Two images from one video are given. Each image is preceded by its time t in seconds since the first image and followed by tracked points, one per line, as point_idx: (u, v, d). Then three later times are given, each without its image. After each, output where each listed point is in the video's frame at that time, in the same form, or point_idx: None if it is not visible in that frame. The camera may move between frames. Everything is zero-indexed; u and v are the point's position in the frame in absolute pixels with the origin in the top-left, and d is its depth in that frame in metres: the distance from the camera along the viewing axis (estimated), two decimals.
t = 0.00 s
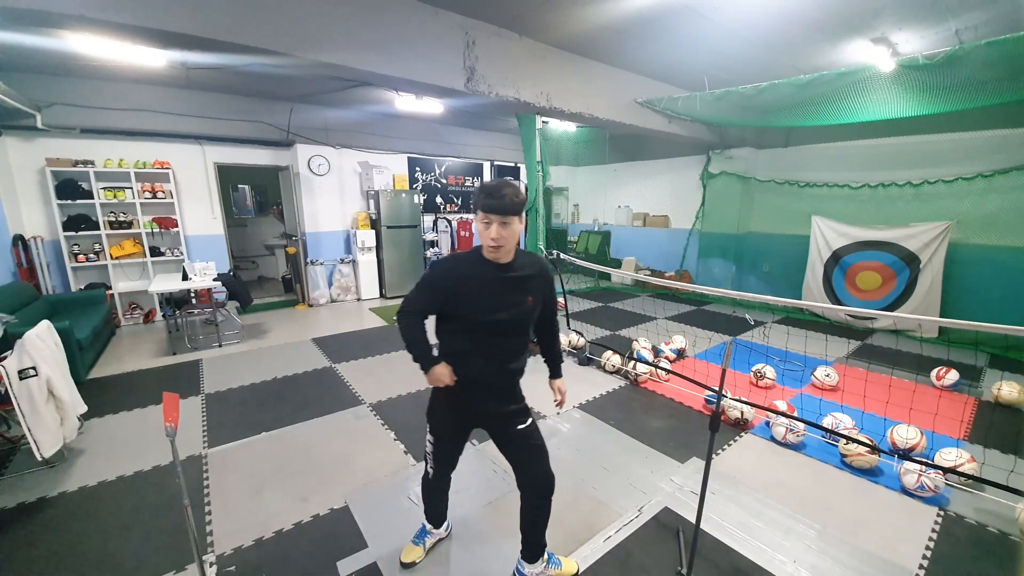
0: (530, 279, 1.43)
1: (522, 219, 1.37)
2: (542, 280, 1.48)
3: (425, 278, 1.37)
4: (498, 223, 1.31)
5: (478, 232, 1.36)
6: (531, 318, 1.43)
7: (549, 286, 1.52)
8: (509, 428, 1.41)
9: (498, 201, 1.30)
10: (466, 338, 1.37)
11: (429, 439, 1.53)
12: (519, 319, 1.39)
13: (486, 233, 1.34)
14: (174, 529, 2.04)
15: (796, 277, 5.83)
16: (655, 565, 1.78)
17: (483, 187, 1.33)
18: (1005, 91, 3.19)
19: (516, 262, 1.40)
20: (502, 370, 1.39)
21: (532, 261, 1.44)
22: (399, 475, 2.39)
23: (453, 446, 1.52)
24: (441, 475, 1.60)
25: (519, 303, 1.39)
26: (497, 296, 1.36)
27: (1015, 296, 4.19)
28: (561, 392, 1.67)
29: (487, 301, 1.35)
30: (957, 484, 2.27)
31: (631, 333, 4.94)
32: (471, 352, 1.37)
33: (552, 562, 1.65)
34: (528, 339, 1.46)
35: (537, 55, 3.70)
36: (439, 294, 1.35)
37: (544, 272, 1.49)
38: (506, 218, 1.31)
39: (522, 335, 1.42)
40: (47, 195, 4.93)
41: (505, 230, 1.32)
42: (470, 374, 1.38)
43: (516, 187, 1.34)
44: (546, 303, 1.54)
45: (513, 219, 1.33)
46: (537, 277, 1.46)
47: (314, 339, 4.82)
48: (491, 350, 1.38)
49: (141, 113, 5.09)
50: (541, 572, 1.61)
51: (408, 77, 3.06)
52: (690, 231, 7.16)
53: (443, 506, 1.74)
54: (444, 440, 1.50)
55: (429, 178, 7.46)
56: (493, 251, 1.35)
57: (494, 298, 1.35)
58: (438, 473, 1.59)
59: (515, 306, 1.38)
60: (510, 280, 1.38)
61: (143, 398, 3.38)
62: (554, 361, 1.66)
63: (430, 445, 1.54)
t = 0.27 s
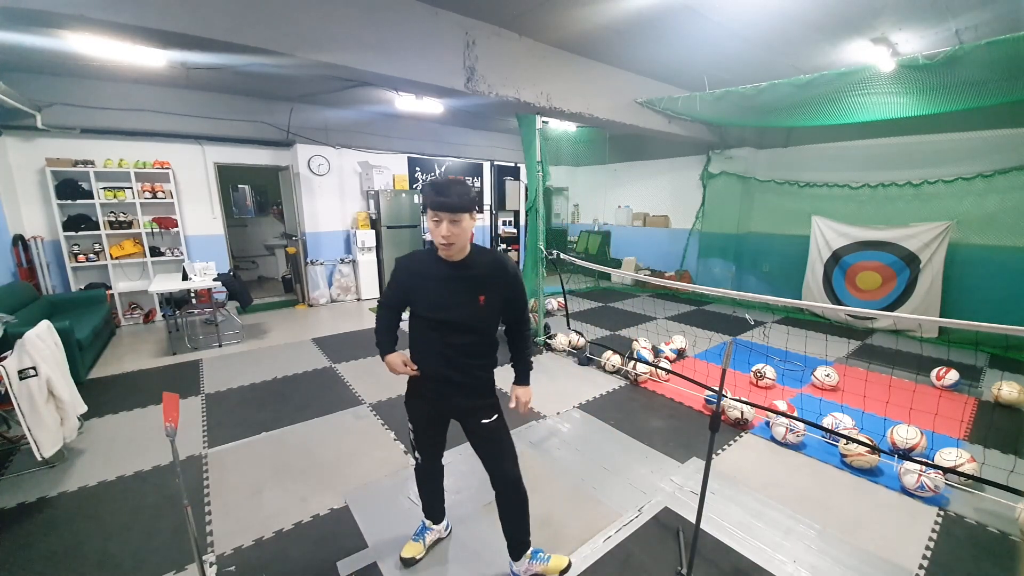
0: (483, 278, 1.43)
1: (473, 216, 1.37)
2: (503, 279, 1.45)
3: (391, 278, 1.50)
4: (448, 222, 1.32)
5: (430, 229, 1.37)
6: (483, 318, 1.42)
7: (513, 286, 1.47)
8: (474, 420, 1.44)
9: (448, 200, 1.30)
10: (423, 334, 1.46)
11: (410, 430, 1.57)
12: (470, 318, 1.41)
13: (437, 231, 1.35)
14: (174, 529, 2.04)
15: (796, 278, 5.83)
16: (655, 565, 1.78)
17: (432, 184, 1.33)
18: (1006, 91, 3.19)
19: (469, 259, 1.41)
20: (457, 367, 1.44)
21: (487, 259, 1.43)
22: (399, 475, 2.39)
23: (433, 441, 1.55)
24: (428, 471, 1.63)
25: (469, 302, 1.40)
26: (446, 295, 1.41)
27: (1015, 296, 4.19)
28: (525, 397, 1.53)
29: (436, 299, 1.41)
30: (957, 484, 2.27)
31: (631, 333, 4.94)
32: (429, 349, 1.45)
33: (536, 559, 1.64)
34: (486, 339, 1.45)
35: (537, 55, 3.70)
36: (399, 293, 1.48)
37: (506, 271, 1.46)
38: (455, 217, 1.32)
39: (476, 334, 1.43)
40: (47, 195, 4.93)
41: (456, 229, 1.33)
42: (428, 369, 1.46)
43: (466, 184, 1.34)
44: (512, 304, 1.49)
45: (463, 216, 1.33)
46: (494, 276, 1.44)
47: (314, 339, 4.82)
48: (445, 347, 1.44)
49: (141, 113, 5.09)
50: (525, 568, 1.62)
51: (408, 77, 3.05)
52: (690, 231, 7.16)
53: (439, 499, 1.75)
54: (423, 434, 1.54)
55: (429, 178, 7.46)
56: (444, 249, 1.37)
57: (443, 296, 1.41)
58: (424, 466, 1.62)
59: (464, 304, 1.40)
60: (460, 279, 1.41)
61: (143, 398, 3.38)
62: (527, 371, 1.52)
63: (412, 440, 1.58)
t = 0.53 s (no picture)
0: (467, 275, 1.40)
1: (454, 214, 1.37)
2: (488, 276, 1.42)
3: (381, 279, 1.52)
4: (430, 220, 1.31)
5: (411, 228, 1.36)
6: (466, 316, 1.39)
7: (498, 283, 1.43)
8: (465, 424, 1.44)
9: (428, 198, 1.30)
10: (411, 333, 1.47)
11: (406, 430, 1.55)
12: (454, 316, 1.39)
13: (419, 230, 1.34)
14: (174, 529, 2.04)
15: (796, 278, 5.83)
16: (655, 565, 1.78)
17: (411, 184, 1.32)
18: (1006, 91, 3.19)
19: (452, 258, 1.40)
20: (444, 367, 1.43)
21: (470, 256, 1.41)
22: (399, 475, 2.39)
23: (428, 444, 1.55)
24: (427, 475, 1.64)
25: (452, 300, 1.39)
26: (430, 294, 1.40)
27: (1015, 296, 4.19)
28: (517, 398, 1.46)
29: (420, 299, 1.41)
30: (957, 485, 2.27)
31: (631, 333, 4.94)
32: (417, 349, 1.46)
33: None
34: (472, 338, 1.43)
35: (537, 55, 3.70)
36: (387, 294, 1.50)
37: (490, 269, 1.43)
38: (437, 215, 1.31)
39: (461, 333, 1.41)
40: (47, 195, 4.93)
41: (438, 227, 1.32)
42: (417, 369, 1.47)
43: (446, 182, 1.33)
44: (499, 302, 1.45)
45: (444, 215, 1.33)
46: (478, 273, 1.41)
47: (314, 338, 4.82)
48: (431, 346, 1.43)
49: (141, 113, 5.09)
50: None
51: (408, 77, 3.06)
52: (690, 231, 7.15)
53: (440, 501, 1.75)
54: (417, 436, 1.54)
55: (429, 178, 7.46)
56: (427, 247, 1.35)
57: (427, 295, 1.40)
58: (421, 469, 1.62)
59: (448, 303, 1.39)
60: (444, 277, 1.40)
61: (143, 398, 3.38)
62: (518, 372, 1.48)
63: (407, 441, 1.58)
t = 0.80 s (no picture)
0: (473, 280, 1.36)
1: (466, 212, 1.36)
2: (494, 282, 1.38)
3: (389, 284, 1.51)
4: (441, 214, 1.30)
5: (421, 223, 1.33)
6: (470, 322, 1.35)
7: (505, 289, 1.39)
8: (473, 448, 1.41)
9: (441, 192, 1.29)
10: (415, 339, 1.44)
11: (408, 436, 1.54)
12: (457, 323, 1.35)
13: (429, 224, 1.32)
14: (174, 529, 2.04)
15: (796, 277, 5.83)
16: (655, 565, 1.78)
17: (424, 177, 1.31)
18: (1005, 91, 3.19)
19: (460, 257, 1.37)
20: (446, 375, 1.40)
21: (477, 260, 1.38)
22: (399, 475, 2.39)
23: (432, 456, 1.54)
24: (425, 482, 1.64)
25: (457, 305, 1.35)
26: (434, 298, 1.37)
27: (1015, 297, 4.19)
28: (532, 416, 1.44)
29: (425, 303, 1.38)
30: (957, 485, 2.27)
31: (631, 333, 4.94)
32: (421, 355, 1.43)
33: None
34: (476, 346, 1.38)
35: (537, 55, 3.70)
36: (394, 299, 1.49)
37: (497, 272, 1.39)
38: (449, 209, 1.30)
39: (465, 340, 1.37)
40: (47, 195, 4.93)
41: (448, 222, 1.30)
42: (421, 376, 1.44)
43: (459, 179, 1.33)
44: (506, 309, 1.40)
45: (456, 210, 1.31)
46: (485, 279, 1.37)
47: (314, 339, 4.82)
48: (434, 353, 1.40)
49: (140, 113, 5.09)
50: None
51: (408, 77, 3.06)
52: (690, 231, 7.15)
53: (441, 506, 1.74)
54: (422, 449, 1.52)
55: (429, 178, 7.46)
56: (436, 242, 1.32)
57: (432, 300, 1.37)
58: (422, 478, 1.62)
59: (452, 309, 1.35)
60: (449, 282, 1.37)
61: (143, 399, 3.38)
62: (527, 386, 1.43)
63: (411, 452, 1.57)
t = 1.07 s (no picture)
0: (502, 282, 1.20)
1: (495, 210, 1.25)
2: (526, 284, 1.22)
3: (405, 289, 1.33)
4: (470, 208, 1.19)
5: (446, 221, 1.22)
6: (502, 329, 1.18)
7: (537, 291, 1.23)
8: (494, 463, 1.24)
9: (470, 185, 1.20)
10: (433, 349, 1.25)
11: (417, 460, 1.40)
12: (485, 329, 1.18)
13: (456, 220, 1.20)
14: (174, 529, 2.04)
15: (796, 277, 5.83)
16: (655, 565, 1.78)
17: (451, 171, 1.23)
18: (1006, 91, 3.19)
19: (488, 258, 1.22)
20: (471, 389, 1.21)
21: (506, 260, 1.22)
22: (399, 475, 2.39)
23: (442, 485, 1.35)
24: (426, 519, 1.44)
25: (485, 309, 1.18)
26: (459, 302, 1.19)
27: (1014, 297, 4.20)
28: (560, 432, 1.25)
29: (447, 308, 1.20)
30: (957, 484, 2.27)
31: (631, 333, 4.94)
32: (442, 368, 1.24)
33: None
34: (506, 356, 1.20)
35: (537, 55, 3.70)
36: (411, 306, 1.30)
37: (529, 273, 1.24)
38: (479, 203, 1.19)
39: (494, 349, 1.19)
40: (47, 195, 4.93)
41: (477, 216, 1.19)
42: (442, 394, 1.25)
43: (490, 174, 1.25)
44: (538, 314, 1.25)
45: (486, 206, 1.21)
46: (516, 280, 1.22)
47: (314, 339, 4.81)
48: (457, 365, 1.21)
49: (141, 113, 5.09)
50: None
51: (408, 77, 3.06)
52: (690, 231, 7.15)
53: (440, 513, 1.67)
54: (433, 476, 1.34)
55: (429, 178, 7.46)
56: (462, 239, 1.19)
57: (456, 304, 1.19)
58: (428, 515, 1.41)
59: (479, 313, 1.18)
60: (476, 284, 1.20)
61: (143, 399, 3.38)
62: (557, 400, 1.27)
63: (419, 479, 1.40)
